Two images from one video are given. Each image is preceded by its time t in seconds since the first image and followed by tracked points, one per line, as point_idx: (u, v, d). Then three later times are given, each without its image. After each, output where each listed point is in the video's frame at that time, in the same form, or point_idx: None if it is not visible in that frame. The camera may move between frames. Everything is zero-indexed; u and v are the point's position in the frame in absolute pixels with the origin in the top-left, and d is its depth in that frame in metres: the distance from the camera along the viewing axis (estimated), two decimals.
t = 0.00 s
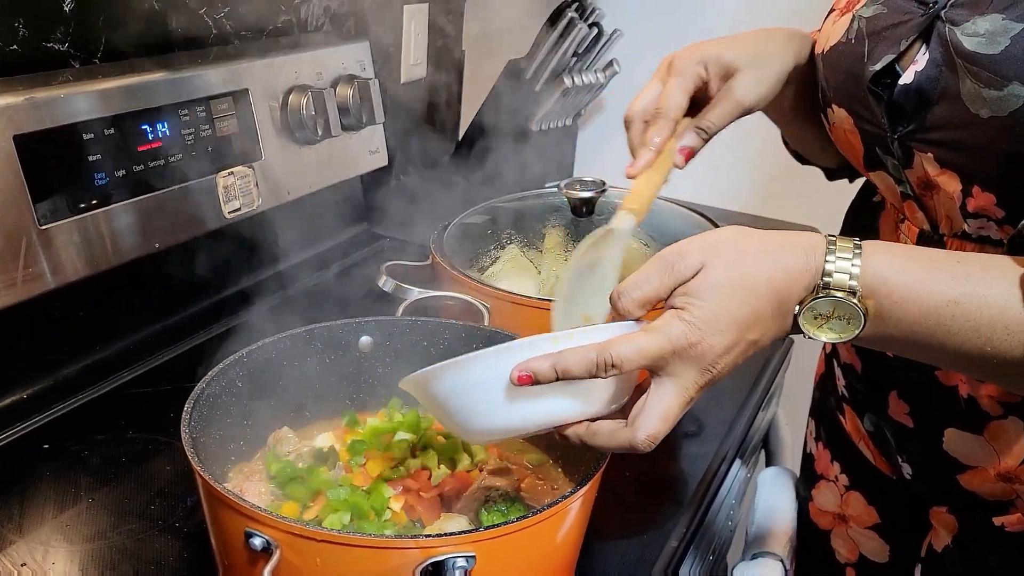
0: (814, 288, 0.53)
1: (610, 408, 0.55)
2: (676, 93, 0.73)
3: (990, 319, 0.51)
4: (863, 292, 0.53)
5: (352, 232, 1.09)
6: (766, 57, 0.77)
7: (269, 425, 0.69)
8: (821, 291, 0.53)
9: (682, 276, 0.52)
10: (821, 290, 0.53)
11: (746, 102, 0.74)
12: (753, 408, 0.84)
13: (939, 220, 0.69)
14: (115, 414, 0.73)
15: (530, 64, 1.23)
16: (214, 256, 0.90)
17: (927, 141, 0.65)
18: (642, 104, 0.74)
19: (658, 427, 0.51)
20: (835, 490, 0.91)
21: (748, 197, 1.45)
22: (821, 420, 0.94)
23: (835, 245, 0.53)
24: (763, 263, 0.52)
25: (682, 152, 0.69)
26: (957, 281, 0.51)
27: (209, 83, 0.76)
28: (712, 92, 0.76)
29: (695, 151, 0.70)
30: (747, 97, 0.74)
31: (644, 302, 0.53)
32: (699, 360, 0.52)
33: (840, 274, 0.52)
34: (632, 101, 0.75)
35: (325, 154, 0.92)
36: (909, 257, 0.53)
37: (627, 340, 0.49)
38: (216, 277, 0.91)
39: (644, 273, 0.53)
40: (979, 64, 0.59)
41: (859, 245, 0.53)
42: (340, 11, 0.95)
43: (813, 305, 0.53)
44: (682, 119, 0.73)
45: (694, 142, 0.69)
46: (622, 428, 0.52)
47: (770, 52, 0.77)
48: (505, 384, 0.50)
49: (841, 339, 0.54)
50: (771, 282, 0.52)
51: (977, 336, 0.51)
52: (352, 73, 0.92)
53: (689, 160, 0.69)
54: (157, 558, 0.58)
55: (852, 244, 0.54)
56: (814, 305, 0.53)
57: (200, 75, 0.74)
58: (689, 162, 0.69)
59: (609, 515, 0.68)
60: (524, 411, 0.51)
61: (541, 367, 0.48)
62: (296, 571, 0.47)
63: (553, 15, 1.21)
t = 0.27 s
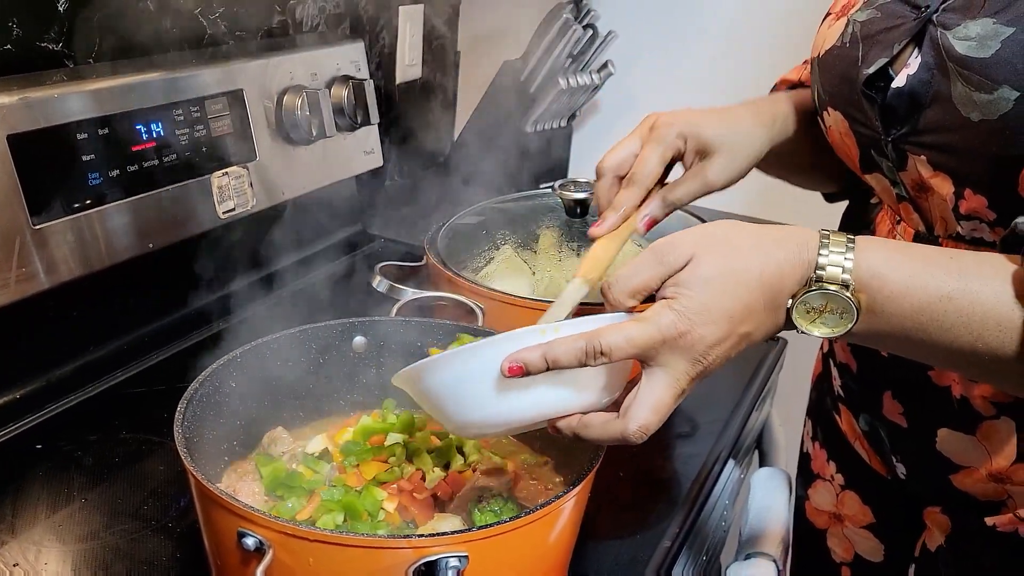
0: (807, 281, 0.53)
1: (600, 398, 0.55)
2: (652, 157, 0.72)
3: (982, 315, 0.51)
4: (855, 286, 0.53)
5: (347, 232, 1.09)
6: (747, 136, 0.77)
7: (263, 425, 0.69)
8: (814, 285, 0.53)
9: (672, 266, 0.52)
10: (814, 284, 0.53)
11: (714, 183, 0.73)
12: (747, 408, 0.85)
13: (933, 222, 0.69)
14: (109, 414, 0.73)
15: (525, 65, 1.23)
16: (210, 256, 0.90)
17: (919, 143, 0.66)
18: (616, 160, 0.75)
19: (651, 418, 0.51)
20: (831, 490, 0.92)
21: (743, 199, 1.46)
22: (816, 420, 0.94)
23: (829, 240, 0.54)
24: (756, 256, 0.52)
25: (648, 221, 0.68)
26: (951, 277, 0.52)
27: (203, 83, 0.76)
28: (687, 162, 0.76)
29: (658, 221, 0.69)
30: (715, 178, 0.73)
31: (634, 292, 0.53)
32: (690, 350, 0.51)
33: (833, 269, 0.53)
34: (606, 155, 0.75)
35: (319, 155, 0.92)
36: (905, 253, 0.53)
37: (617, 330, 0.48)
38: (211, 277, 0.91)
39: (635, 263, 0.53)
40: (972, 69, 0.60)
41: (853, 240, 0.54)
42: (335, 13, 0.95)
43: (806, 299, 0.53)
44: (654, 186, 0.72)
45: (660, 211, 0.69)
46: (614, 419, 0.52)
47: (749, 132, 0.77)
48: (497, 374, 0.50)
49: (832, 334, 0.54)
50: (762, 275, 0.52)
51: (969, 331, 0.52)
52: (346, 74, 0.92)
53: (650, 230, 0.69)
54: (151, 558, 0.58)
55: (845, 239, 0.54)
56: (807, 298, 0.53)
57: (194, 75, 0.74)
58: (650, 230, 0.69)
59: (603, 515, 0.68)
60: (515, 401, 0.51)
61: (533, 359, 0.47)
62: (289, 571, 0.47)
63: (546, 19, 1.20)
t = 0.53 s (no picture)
0: (812, 271, 0.53)
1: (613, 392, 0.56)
2: (627, 139, 0.73)
3: (984, 308, 0.51)
4: (860, 277, 0.52)
5: (345, 235, 1.09)
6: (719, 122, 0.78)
7: (260, 427, 0.69)
8: (818, 275, 0.53)
9: (677, 259, 0.52)
10: (819, 274, 0.53)
11: (690, 165, 0.75)
12: (744, 410, 0.85)
13: (931, 224, 0.69)
14: (106, 416, 0.73)
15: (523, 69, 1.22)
16: (208, 258, 0.90)
17: (919, 144, 0.66)
18: (594, 141, 0.75)
19: (662, 413, 0.52)
20: (829, 492, 0.92)
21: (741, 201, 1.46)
22: (813, 422, 0.95)
23: (832, 230, 0.53)
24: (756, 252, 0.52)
25: (620, 199, 0.70)
26: (954, 271, 0.52)
27: (201, 86, 0.76)
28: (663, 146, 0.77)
29: (631, 202, 0.71)
30: (693, 160, 0.75)
31: (641, 286, 0.53)
32: (698, 345, 0.52)
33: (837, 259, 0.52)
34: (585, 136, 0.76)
35: (317, 157, 0.92)
36: (909, 245, 0.53)
37: (625, 331, 0.49)
38: (209, 280, 0.91)
39: (640, 258, 0.53)
40: (972, 70, 0.60)
41: (857, 230, 0.53)
42: (333, 15, 0.95)
43: (811, 289, 0.53)
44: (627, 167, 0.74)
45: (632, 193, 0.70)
46: (625, 415, 0.54)
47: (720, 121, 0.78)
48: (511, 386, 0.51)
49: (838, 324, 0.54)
50: (766, 270, 0.52)
51: (970, 324, 0.52)
52: (345, 77, 0.93)
53: (624, 209, 0.70)
54: (148, 560, 0.58)
55: (849, 229, 0.54)
56: (812, 288, 0.52)
57: (191, 78, 0.75)
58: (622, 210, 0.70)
59: (601, 517, 0.68)
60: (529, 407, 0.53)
61: (545, 368, 0.49)
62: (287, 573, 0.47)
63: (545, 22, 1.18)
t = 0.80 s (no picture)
0: (831, 267, 0.53)
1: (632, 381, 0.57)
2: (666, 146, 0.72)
3: (1004, 307, 0.50)
4: (879, 275, 0.52)
5: (345, 235, 1.09)
6: (761, 118, 0.76)
7: (260, 427, 0.69)
8: (837, 274, 0.53)
9: (700, 256, 0.51)
10: (837, 271, 0.53)
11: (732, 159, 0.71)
12: (744, 411, 0.85)
13: (931, 222, 0.69)
14: (105, 416, 0.73)
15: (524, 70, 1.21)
16: (207, 259, 0.90)
17: (921, 143, 0.66)
18: (630, 155, 0.74)
19: (680, 409, 0.54)
20: (826, 493, 0.91)
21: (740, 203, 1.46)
22: (811, 423, 0.95)
23: (853, 224, 0.53)
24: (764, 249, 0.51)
25: (671, 207, 0.64)
26: (974, 269, 0.50)
27: (200, 86, 0.76)
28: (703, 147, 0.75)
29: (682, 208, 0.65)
30: (734, 156, 0.71)
31: (663, 283, 0.52)
32: (715, 345, 0.52)
33: (857, 257, 0.52)
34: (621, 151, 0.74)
35: (317, 158, 0.92)
36: (931, 242, 0.52)
37: (643, 337, 0.50)
38: (208, 280, 0.91)
39: (662, 252, 0.52)
40: (977, 68, 0.60)
41: (878, 224, 0.53)
42: (333, 15, 0.95)
43: (827, 286, 0.53)
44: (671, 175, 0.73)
45: (681, 196, 0.65)
46: (644, 408, 0.55)
47: (758, 119, 0.76)
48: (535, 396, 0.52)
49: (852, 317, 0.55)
50: (765, 269, 0.51)
51: (988, 322, 0.51)
52: (344, 77, 0.93)
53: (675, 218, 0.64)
54: (147, 561, 0.58)
55: (871, 224, 0.53)
56: (827, 285, 0.53)
57: (191, 78, 0.75)
58: (674, 219, 0.65)
59: (600, 517, 0.68)
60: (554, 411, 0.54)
61: (570, 383, 0.50)
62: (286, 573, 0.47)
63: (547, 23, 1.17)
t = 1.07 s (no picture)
0: (830, 293, 0.54)
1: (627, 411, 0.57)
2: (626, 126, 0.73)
3: (1004, 325, 0.51)
4: (878, 299, 0.53)
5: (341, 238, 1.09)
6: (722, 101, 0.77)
7: (255, 431, 0.69)
8: (836, 298, 0.53)
9: (695, 280, 0.52)
10: (836, 296, 0.53)
11: (692, 138, 0.73)
12: (740, 415, 0.85)
13: (926, 227, 0.70)
14: (100, 421, 0.73)
15: (518, 73, 1.21)
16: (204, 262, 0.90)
17: (919, 146, 0.66)
18: (594, 134, 0.75)
19: (673, 436, 0.53)
20: (821, 495, 0.91)
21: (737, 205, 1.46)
22: (806, 426, 0.95)
23: (851, 250, 0.53)
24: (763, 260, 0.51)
25: (629, 182, 0.68)
26: (973, 289, 0.51)
27: (197, 89, 0.76)
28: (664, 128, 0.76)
29: (641, 184, 0.69)
30: (694, 134, 0.73)
31: (654, 305, 0.53)
32: (713, 367, 0.53)
33: (855, 283, 0.53)
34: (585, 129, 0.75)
35: (313, 160, 0.92)
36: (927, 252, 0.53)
37: (640, 354, 0.50)
38: (204, 284, 0.91)
39: (657, 275, 0.54)
40: (974, 72, 0.60)
41: (875, 249, 0.54)
42: (330, 19, 0.95)
43: (828, 311, 0.53)
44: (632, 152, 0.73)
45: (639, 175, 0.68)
46: (639, 437, 0.54)
47: (720, 101, 0.77)
48: (524, 406, 0.51)
49: (854, 343, 0.55)
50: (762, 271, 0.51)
51: (989, 340, 0.52)
52: (340, 81, 0.93)
53: (633, 193, 0.68)
54: (142, 565, 0.58)
55: (867, 249, 0.54)
56: (828, 311, 0.53)
57: (188, 82, 0.75)
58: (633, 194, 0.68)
59: (595, 522, 0.68)
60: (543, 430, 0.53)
61: (561, 391, 0.49)
62: None
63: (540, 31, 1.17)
